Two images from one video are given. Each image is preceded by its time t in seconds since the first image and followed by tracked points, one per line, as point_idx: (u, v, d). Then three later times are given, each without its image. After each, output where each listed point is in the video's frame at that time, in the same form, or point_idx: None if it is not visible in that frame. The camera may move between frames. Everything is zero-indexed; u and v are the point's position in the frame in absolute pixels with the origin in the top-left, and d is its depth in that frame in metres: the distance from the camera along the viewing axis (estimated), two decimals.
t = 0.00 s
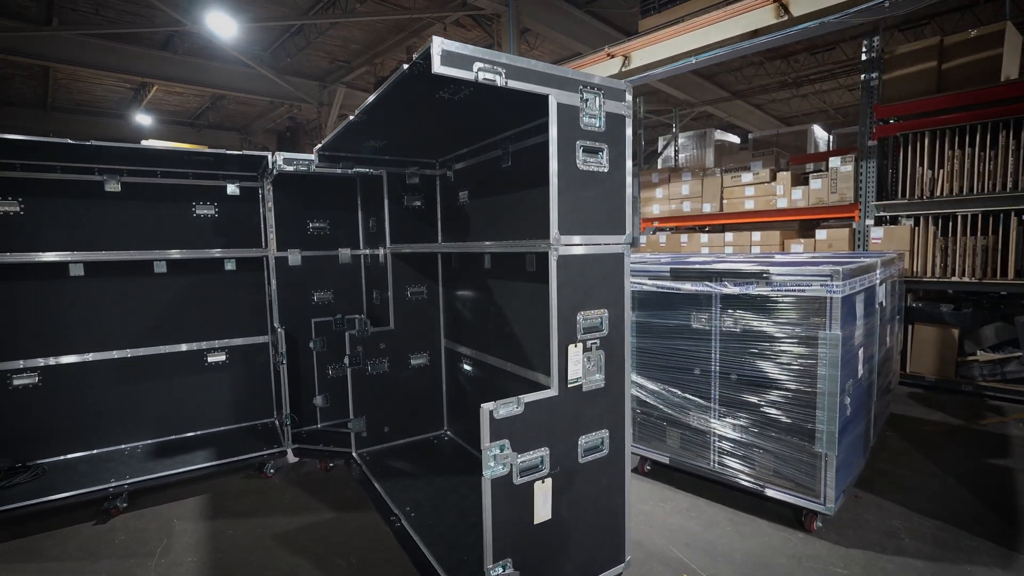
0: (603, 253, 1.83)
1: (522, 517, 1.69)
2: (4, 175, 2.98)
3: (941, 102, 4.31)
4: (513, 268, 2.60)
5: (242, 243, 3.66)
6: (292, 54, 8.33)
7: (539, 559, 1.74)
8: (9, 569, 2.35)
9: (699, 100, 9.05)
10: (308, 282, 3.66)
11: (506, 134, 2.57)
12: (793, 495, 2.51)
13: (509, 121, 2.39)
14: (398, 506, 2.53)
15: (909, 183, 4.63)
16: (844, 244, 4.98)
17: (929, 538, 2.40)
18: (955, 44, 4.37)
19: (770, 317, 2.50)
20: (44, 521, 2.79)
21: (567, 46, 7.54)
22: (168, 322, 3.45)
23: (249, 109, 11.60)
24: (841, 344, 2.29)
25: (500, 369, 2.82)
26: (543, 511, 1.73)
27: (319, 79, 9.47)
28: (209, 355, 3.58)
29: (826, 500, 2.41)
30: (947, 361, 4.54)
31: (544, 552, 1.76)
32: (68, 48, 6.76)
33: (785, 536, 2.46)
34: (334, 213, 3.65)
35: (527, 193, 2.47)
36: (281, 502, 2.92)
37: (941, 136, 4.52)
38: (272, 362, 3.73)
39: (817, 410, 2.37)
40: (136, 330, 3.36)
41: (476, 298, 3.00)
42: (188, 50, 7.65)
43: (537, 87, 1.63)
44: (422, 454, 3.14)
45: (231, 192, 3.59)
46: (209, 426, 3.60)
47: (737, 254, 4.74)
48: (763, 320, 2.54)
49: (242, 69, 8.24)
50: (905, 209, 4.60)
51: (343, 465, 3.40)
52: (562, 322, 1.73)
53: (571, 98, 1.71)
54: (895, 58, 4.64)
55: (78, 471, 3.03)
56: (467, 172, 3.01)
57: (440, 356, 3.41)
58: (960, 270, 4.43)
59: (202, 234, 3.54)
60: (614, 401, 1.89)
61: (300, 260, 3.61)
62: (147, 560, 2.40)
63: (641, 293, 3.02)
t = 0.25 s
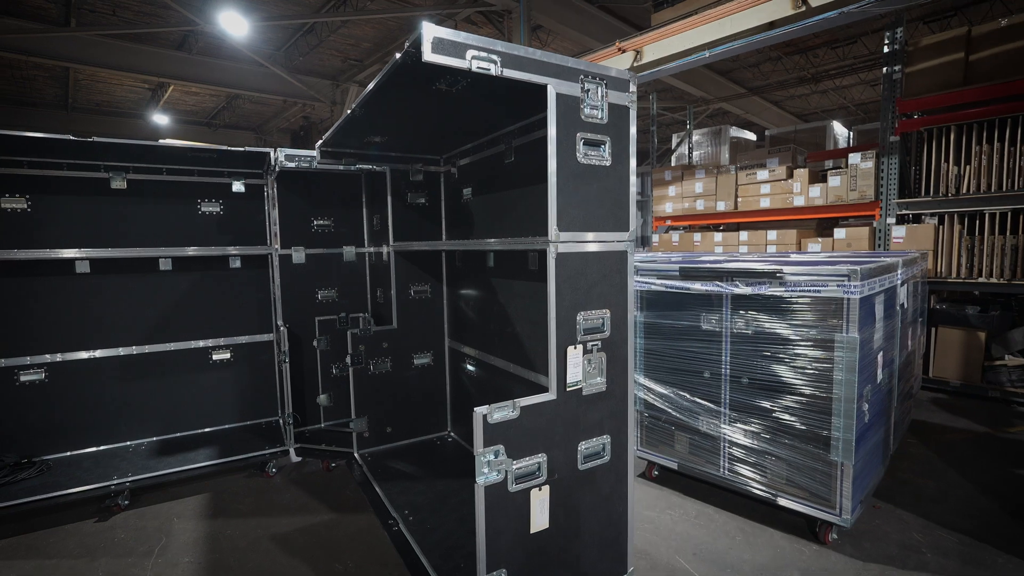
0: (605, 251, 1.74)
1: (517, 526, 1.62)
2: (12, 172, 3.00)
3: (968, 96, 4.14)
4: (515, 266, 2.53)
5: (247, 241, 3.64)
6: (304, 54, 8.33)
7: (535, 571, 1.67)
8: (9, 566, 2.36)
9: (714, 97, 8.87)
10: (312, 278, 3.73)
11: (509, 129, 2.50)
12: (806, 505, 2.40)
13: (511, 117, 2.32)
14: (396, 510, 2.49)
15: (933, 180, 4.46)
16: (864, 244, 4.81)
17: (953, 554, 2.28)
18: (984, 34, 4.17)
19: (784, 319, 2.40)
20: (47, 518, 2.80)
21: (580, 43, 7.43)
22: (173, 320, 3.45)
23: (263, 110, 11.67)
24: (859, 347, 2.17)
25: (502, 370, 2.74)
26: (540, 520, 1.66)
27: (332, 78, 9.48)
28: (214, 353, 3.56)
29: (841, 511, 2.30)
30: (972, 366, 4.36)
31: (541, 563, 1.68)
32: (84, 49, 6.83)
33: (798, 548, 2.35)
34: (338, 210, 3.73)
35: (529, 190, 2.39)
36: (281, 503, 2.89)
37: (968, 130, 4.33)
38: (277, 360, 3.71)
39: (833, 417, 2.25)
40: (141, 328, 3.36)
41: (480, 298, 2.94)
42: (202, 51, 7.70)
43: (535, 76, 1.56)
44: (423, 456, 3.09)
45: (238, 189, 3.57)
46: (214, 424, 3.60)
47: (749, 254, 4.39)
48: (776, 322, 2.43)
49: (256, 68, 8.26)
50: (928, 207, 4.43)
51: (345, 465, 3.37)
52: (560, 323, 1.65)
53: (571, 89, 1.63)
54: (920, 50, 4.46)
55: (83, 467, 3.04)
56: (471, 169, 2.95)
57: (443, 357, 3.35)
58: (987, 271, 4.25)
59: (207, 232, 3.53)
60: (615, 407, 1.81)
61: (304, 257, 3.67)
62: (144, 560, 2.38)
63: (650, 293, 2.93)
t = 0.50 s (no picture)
0: (607, 247, 1.67)
1: (514, 533, 1.56)
2: (18, 170, 3.01)
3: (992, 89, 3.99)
4: (518, 264, 2.47)
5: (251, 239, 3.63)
6: (313, 52, 8.32)
7: None
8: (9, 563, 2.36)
9: (727, 93, 8.71)
10: (315, 276, 3.73)
11: (511, 123, 2.43)
12: (819, 513, 2.31)
13: (513, 111, 2.26)
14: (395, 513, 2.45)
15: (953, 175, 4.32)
16: (881, 242, 4.66)
17: (975, 566, 2.17)
18: (1010, 24, 4.01)
19: (796, 319, 2.31)
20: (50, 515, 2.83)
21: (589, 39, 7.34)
22: (177, 318, 3.44)
23: (275, 110, 11.72)
24: (875, 349, 2.08)
25: (505, 371, 2.68)
26: (538, 527, 1.60)
27: (342, 78, 9.47)
28: (218, 351, 3.54)
29: (856, 520, 2.20)
30: (995, 368, 4.21)
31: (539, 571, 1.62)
32: (99, 51, 6.92)
33: (811, 557, 2.26)
34: (340, 208, 3.75)
35: (532, 185, 2.33)
36: (282, 503, 2.86)
37: (992, 124, 4.18)
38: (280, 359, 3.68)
39: (847, 422, 2.16)
40: (145, 326, 3.36)
41: (483, 296, 2.88)
42: (213, 51, 7.73)
43: (532, 65, 1.49)
44: (425, 456, 3.04)
45: (242, 187, 3.53)
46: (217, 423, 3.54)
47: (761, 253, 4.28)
48: (788, 322, 2.34)
49: (267, 68, 8.26)
50: (950, 203, 4.29)
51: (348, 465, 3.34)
52: (560, 322, 1.58)
53: (572, 79, 1.56)
54: (941, 41, 4.30)
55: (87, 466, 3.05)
56: (474, 165, 2.89)
57: (447, 356, 3.29)
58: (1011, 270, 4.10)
59: (211, 230, 3.50)
60: (618, 410, 1.74)
61: (307, 256, 3.70)
62: (142, 559, 2.37)
63: (657, 292, 2.85)
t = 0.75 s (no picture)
0: (606, 244, 1.64)
1: (510, 534, 1.54)
2: (29, 170, 3.06)
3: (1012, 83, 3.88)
4: (520, 262, 2.44)
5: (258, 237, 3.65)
6: (324, 53, 8.35)
7: None
8: (17, 558, 2.39)
9: (739, 90, 8.59)
10: (321, 275, 3.76)
11: (514, 120, 2.41)
12: (828, 518, 2.25)
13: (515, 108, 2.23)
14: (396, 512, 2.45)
15: (972, 172, 4.20)
16: (896, 240, 4.56)
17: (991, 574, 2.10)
18: None
19: (803, 318, 2.26)
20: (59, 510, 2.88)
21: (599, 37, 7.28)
22: (185, 316, 3.47)
23: (286, 111, 11.81)
24: (886, 349, 2.02)
25: (508, 370, 2.66)
26: (535, 528, 1.57)
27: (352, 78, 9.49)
28: (225, 349, 3.56)
29: (866, 525, 2.14)
30: (1014, 370, 4.10)
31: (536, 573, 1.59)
32: (119, 54, 6.93)
33: (819, 562, 2.20)
34: (344, 207, 3.75)
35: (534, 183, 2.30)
36: (286, 501, 2.87)
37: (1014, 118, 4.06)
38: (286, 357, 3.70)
39: (857, 424, 2.10)
40: (153, 324, 3.39)
41: (486, 295, 2.86)
42: (226, 52, 7.81)
43: (528, 59, 1.47)
44: (428, 456, 3.03)
45: (248, 186, 3.55)
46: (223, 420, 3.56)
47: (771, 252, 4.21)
48: (796, 322, 2.29)
49: (278, 69, 8.29)
50: (967, 201, 4.17)
51: (352, 463, 3.34)
52: (557, 321, 1.56)
53: (570, 73, 1.54)
54: (960, 34, 4.19)
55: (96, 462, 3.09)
56: (477, 162, 2.86)
57: (451, 355, 3.27)
58: None
59: (218, 228, 3.52)
60: (617, 410, 1.71)
61: (313, 254, 3.73)
62: (146, 555, 2.39)
63: (663, 291, 2.81)
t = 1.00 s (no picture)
0: (601, 244, 1.62)
1: (502, 536, 1.53)
2: (38, 170, 3.10)
3: None
4: (519, 262, 2.43)
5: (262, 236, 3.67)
6: (332, 53, 8.37)
7: None
8: (23, 552, 2.44)
9: (749, 88, 8.49)
10: (324, 274, 3.80)
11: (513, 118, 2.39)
12: (831, 522, 2.21)
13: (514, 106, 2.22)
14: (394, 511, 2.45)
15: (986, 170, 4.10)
16: (907, 240, 4.49)
17: None
18: None
19: (805, 319, 2.22)
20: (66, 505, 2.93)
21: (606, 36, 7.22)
22: (190, 314, 3.50)
23: (296, 112, 11.87)
24: (889, 351, 1.97)
25: (507, 370, 2.65)
26: (528, 530, 1.56)
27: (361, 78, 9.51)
28: (229, 347, 3.58)
29: (869, 531, 2.10)
30: None
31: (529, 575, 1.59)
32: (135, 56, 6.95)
33: (821, 567, 2.17)
34: (347, 205, 3.79)
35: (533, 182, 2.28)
36: (287, 498, 2.89)
37: None
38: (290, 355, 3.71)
39: (860, 428, 2.06)
40: (159, 322, 3.43)
41: (487, 294, 2.85)
42: (236, 53, 7.89)
43: (520, 56, 1.45)
44: (429, 455, 3.03)
45: (253, 185, 3.56)
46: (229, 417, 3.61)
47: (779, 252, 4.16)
48: (798, 323, 2.25)
49: (289, 69, 8.29)
50: (981, 200, 4.08)
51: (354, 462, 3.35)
52: (550, 320, 1.55)
53: (564, 71, 1.52)
54: (974, 29, 4.09)
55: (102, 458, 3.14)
56: (478, 161, 2.86)
57: (453, 355, 3.27)
58: None
59: (223, 228, 3.55)
60: (612, 411, 1.69)
61: (316, 254, 3.76)
62: (148, 551, 2.42)
63: (664, 291, 2.78)
